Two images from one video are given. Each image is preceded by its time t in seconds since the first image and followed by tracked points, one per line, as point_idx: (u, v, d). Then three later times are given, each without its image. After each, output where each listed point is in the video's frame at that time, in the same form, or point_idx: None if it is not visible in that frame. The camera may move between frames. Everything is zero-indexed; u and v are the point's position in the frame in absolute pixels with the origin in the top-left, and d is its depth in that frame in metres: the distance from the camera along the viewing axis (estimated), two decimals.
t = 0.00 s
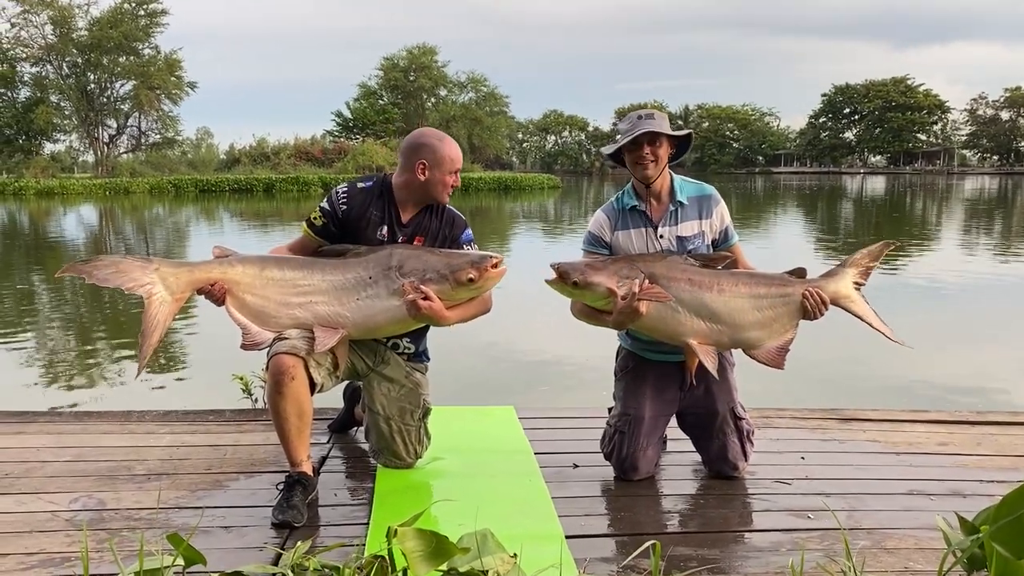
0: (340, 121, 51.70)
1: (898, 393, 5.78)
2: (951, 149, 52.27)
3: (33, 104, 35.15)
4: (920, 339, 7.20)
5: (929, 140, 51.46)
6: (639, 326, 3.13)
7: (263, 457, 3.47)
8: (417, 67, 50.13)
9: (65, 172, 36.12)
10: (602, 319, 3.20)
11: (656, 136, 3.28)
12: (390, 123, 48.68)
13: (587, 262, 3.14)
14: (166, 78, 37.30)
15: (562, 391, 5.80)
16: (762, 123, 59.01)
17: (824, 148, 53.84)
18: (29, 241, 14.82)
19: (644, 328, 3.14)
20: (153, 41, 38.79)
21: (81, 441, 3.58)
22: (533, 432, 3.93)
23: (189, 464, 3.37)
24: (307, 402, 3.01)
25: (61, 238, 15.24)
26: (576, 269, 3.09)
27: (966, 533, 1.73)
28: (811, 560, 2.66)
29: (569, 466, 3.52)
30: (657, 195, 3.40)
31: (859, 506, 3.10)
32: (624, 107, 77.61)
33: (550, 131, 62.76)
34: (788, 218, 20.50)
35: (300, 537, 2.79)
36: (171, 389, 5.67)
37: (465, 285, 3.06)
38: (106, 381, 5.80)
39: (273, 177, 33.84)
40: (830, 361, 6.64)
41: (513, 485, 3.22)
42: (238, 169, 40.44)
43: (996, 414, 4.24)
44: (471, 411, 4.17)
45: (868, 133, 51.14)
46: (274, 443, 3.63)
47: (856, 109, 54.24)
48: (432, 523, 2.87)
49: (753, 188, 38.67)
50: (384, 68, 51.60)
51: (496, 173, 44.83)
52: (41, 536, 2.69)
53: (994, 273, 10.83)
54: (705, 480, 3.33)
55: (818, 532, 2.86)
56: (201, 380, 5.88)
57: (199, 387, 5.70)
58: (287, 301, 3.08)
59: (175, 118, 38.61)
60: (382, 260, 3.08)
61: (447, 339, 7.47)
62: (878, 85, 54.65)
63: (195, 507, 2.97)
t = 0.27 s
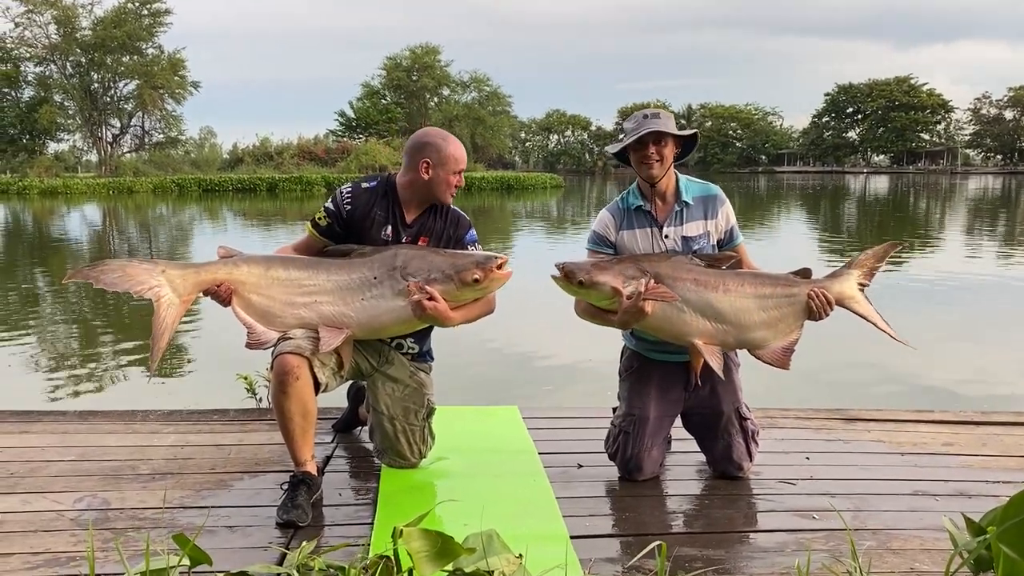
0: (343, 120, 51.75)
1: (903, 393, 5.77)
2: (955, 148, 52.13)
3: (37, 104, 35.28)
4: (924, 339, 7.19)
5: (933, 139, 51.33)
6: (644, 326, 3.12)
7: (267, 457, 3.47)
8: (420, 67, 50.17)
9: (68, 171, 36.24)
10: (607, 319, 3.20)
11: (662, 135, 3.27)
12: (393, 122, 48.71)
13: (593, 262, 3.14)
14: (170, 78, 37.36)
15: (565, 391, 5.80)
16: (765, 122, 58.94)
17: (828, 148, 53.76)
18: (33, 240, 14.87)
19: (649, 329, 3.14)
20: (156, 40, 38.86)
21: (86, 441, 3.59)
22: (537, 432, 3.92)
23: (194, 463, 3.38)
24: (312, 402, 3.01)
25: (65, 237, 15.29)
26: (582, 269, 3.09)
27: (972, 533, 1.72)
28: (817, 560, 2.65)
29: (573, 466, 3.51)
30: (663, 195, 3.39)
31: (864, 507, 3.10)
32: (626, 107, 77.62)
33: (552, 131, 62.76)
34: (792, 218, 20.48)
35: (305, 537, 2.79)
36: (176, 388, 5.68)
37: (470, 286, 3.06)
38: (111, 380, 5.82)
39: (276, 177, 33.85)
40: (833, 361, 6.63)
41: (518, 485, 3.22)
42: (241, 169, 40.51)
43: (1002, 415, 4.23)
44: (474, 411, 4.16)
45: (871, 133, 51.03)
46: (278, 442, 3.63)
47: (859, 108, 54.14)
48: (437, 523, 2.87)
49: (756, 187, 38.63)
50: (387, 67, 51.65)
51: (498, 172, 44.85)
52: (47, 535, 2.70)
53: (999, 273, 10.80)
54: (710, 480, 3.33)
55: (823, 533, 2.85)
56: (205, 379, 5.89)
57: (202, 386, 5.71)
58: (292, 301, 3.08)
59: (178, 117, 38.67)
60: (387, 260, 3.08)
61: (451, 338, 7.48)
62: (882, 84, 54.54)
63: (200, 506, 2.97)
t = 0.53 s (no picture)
0: (346, 119, 51.77)
1: (907, 393, 5.74)
2: (959, 147, 51.97)
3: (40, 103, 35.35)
4: (928, 339, 7.16)
5: (937, 138, 51.18)
6: (648, 325, 3.12)
7: (270, 455, 3.47)
8: (423, 66, 50.16)
9: (72, 171, 36.32)
10: (610, 317, 3.19)
11: (667, 134, 3.24)
12: (396, 121, 48.70)
13: (596, 261, 3.13)
14: (173, 77, 37.39)
15: (568, 390, 5.79)
16: (768, 121, 58.83)
17: (831, 147, 53.64)
18: (37, 239, 14.89)
19: (653, 328, 3.13)
20: (160, 40, 38.90)
21: (89, 439, 3.59)
22: (540, 432, 3.91)
23: (197, 462, 3.37)
24: (316, 401, 3.01)
25: (68, 236, 15.31)
26: (586, 268, 3.08)
27: (977, 533, 1.72)
28: (821, 560, 2.64)
29: (576, 466, 3.51)
30: (667, 194, 3.38)
31: (868, 506, 3.09)
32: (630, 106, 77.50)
33: (555, 130, 62.73)
34: (796, 217, 20.45)
35: (308, 536, 2.78)
36: (178, 387, 5.69)
37: (474, 285, 3.05)
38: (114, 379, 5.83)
39: (279, 176, 33.87)
40: (838, 361, 6.61)
41: (521, 484, 3.21)
42: (244, 168, 40.55)
43: (1006, 414, 4.21)
44: (478, 410, 4.15)
45: (875, 132, 50.90)
46: (281, 441, 3.63)
47: (863, 107, 53.99)
48: (440, 523, 2.87)
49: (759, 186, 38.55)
50: (390, 66, 51.66)
51: (501, 171, 44.83)
52: (50, 534, 2.70)
53: (1003, 273, 10.76)
54: (714, 479, 3.32)
55: (828, 532, 2.85)
56: (208, 378, 5.90)
57: (205, 385, 5.72)
58: (296, 300, 3.08)
59: (181, 116, 38.70)
60: (391, 260, 3.07)
61: (454, 338, 7.47)
62: (885, 83, 54.38)
63: (203, 505, 2.97)
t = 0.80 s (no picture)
0: (348, 119, 51.81)
1: (910, 393, 5.73)
2: (961, 147, 51.87)
3: (43, 104, 35.44)
4: (931, 339, 7.15)
5: (939, 138, 51.07)
6: (649, 326, 3.12)
7: (271, 455, 3.47)
8: (425, 66, 50.18)
9: (75, 171, 36.38)
10: (612, 318, 3.19)
11: (668, 133, 3.24)
12: (398, 121, 48.73)
13: (598, 261, 3.12)
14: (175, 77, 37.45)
15: (570, 390, 5.79)
16: (771, 121, 58.77)
17: (834, 146, 53.55)
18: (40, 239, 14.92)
19: (655, 327, 3.13)
20: (162, 40, 38.96)
21: (91, 439, 3.60)
22: (542, 432, 3.91)
23: (198, 462, 3.38)
24: (317, 401, 3.01)
25: (71, 236, 15.35)
26: (587, 268, 3.07)
27: (980, 534, 1.72)
28: (824, 560, 2.64)
29: (578, 466, 3.51)
30: (668, 194, 3.37)
31: (870, 507, 3.08)
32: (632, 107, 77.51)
33: (557, 130, 62.72)
34: (798, 217, 20.43)
35: (309, 535, 2.79)
36: (180, 387, 5.70)
37: (477, 287, 3.04)
38: (117, 378, 5.84)
39: (281, 176, 33.91)
40: (840, 361, 6.59)
41: (522, 485, 3.21)
42: (246, 168, 40.60)
43: (1009, 414, 4.20)
44: (480, 410, 4.15)
45: (877, 132, 50.83)
46: (283, 441, 3.64)
47: (866, 107, 53.92)
48: (441, 523, 2.87)
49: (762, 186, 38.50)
50: (392, 66, 51.70)
51: (504, 171, 44.83)
52: (52, 534, 2.71)
53: (1006, 273, 10.73)
54: (715, 480, 3.32)
55: (829, 533, 2.84)
56: (210, 378, 5.91)
57: (207, 385, 5.73)
58: (298, 299, 3.08)
59: (184, 116, 38.73)
60: (394, 260, 3.08)
61: (456, 338, 7.48)
62: (888, 83, 54.28)
63: (204, 505, 2.98)
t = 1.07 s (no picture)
0: (349, 120, 51.85)
1: (911, 393, 5.73)
2: (963, 147, 51.81)
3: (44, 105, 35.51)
4: (932, 339, 7.14)
5: (941, 138, 51.02)
6: (648, 325, 3.12)
7: (270, 456, 3.47)
8: (426, 67, 50.20)
9: (76, 172, 36.43)
10: (610, 318, 3.19)
11: (668, 134, 3.25)
12: (399, 122, 48.76)
13: (597, 261, 3.13)
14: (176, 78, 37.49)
15: (569, 390, 5.79)
16: (772, 121, 58.73)
17: (835, 146, 53.51)
18: (41, 240, 14.95)
19: (653, 327, 3.13)
20: (163, 41, 39.00)
21: (91, 440, 3.60)
22: (542, 432, 3.91)
23: (198, 463, 3.38)
24: (317, 401, 3.01)
25: (72, 237, 15.37)
26: (586, 268, 3.07)
27: (978, 533, 1.72)
28: (822, 560, 2.64)
29: (577, 466, 3.51)
30: (666, 193, 3.37)
31: (869, 507, 3.08)
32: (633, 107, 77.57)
33: (558, 130, 62.72)
34: (800, 217, 20.42)
35: (308, 536, 2.79)
36: (180, 387, 5.70)
37: (477, 286, 3.04)
38: (117, 379, 5.85)
39: (282, 177, 33.95)
40: (841, 360, 6.59)
41: (522, 485, 3.21)
42: (248, 169, 40.64)
43: (1010, 414, 4.20)
44: (480, 410, 4.15)
45: (879, 132, 50.80)
46: (283, 442, 3.64)
47: (867, 107, 53.87)
48: (440, 523, 2.87)
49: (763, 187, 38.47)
50: (393, 67, 51.74)
51: (505, 172, 44.83)
52: (51, 534, 2.71)
53: (1007, 273, 10.72)
54: (714, 480, 3.31)
55: (829, 533, 2.84)
56: (211, 378, 5.91)
57: (208, 386, 5.74)
58: (298, 298, 3.08)
59: (185, 117, 38.76)
60: (394, 260, 3.08)
61: (456, 338, 7.48)
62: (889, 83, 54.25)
63: (203, 505, 2.98)
